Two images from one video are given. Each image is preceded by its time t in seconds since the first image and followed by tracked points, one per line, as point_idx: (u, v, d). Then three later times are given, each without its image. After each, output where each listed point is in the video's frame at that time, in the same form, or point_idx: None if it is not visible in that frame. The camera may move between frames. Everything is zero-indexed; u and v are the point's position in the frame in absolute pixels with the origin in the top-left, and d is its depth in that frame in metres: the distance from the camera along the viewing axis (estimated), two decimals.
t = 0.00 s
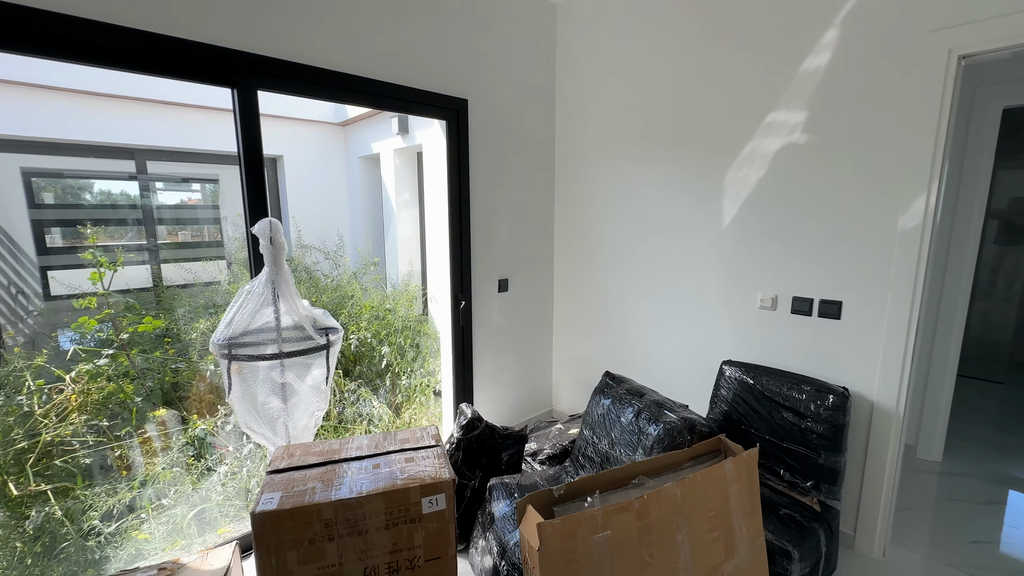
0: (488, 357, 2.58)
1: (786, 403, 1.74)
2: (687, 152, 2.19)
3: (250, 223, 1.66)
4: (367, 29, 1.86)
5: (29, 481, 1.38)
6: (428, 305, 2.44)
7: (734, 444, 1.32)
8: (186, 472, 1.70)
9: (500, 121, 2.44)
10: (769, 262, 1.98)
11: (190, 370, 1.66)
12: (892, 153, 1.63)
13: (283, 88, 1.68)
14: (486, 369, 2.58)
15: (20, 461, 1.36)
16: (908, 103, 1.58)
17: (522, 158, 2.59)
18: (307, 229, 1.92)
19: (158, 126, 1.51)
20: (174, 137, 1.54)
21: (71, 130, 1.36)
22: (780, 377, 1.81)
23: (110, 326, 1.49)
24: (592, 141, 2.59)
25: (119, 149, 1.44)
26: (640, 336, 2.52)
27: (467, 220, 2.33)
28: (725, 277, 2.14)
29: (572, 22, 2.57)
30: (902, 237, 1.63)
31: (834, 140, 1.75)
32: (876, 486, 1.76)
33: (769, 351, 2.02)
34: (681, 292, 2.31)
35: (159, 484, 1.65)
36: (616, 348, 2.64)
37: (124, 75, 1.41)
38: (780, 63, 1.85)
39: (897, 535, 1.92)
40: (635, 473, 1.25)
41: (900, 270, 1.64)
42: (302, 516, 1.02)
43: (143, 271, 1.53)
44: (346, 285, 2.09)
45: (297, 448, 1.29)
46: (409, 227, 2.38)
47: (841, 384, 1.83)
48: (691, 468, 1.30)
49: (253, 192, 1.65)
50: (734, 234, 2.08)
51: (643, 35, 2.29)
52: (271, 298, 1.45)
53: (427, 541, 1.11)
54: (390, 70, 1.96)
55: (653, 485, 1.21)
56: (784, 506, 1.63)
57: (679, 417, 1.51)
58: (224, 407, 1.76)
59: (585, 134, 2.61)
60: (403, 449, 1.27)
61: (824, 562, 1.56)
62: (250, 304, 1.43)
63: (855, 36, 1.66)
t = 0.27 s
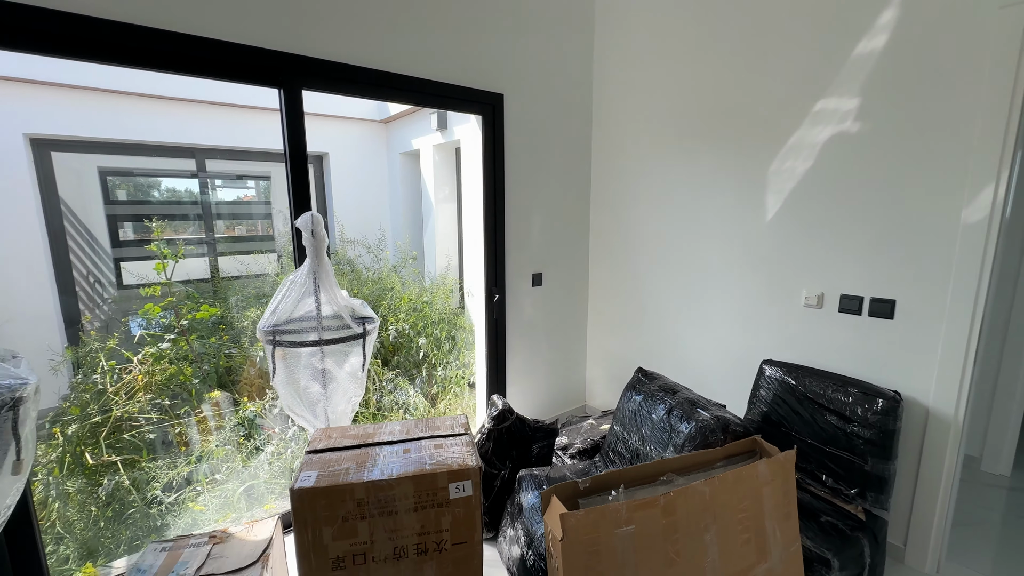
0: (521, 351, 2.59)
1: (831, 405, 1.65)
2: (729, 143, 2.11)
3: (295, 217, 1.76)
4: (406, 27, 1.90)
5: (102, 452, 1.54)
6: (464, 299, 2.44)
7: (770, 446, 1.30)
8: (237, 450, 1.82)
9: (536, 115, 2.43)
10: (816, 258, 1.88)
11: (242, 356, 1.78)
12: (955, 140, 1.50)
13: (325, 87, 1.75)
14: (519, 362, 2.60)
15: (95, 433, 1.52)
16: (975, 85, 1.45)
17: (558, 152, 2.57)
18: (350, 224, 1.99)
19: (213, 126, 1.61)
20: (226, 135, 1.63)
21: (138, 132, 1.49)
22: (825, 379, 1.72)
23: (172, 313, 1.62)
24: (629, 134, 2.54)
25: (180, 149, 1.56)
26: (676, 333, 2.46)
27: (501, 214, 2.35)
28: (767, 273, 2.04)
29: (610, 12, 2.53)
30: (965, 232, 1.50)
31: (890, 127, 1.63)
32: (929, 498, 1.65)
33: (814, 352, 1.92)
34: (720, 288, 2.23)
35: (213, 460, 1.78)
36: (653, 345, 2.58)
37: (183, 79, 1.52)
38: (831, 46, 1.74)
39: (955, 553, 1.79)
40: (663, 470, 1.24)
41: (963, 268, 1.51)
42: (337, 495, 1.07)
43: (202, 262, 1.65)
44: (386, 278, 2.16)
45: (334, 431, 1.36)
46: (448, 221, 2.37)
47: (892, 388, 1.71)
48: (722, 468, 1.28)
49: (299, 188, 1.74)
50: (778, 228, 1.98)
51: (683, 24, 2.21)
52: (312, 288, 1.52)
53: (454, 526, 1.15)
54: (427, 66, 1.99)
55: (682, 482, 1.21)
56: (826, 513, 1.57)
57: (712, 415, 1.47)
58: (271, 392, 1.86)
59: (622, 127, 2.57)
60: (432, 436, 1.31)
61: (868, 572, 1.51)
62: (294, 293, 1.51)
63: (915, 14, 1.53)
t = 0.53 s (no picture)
0: (550, 348, 2.60)
1: (874, 411, 1.58)
2: (769, 138, 2.04)
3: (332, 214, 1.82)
4: (440, 27, 1.93)
5: (155, 435, 1.65)
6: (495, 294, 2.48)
7: (806, 451, 1.26)
8: (276, 437, 1.91)
9: (568, 112, 2.42)
10: (861, 257, 1.79)
11: (282, 348, 1.86)
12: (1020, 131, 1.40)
13: (362, 88, 1.80)
14: (548, 359, 2.60)
15: (149, 417, 1.63)
16: None
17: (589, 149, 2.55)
18: (384, 222, 2.05)
19: (256, 127, 1.69)
20: (269, 136, 1.71)
21: (189, 134, 1.58)
22: (869, 384, 1.64)
23: (219, 306, 1.71)
24: (663, 130, 2.49)
25: (226, 149, 1.65)
26: (710, 333, 2.39)
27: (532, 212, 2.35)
28: (808, 272, 1.96)
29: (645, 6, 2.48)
30: None
31: (945, 118, 1.53)
32: (982, 513, 1.55)
33: (857, 355, 1.83)
34: (758, 288, 2.16)
35: (255, 446, 1.87)
36: (684, 345, 2.54)
37: (229, 83, 1.60)
38: (880, 34, 1.65)
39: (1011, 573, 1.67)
40: (693, 471, 1.22)
41: None
42: (368, 482, 1.11)
43: (246, 258, 1.73)
44: (419, 274, 2.21)
45: (367, 421, 1.41)
46: (480, 217, 2.43)
47: (943, 395, 1.61)
48: (755, 471, 1.25)
49: (336, 186, 1.80)
50: (821, 226, 1.90)
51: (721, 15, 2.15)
52: (347, 283, 1.58)
53: (481, 517, 1.17)
54: (459, 66, 2.02)
55: (713, 484, 1.19)
56: (867, 523, 1.53)
57: (745, 418, 1.43)
58: (309, 382, 1.94)
59: (655, 122, 2.52)
60: (460, 429, 1.33)
61: None
62: (330, 288, 1.56)
63: None
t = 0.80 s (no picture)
0: (572, 349, 2.59)
1: (911, 419, 1.52)
2: (801, 136, 1.98)
3: (359, 214, 1.86)
4: (467, 30, 1.96)
5: (191, 426, 1.73)
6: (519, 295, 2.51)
7: (837, 457, 1.23)
8: (305, 432, 1.97)
9: (593, 112, 2.41)
10: (899, 259, 1.72)
11: (310, 344, 1.92)
12: None
13: (389, 91, 1.84)
14: (570, 360, 2.60)
15: (186, 409, 1.71)
16: None
17: (614, 149, 2.53)
18: (410, 222, 2.09)
19: (288, 130, 1.75)
20: (300, 139, 1.77)
21: (226, 138, 1.65)
22: (905, 390, 1.58)
23: (251, 303, 1.78)
24: (690, 129, 2.46)
25: (260, 152, 1.71)
26: (738, 336, 2.34)
27: (556, 212, 2.35)
28: (841, 274, 1.90)
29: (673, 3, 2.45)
30: None
31: (991, 114, 1.46)
32: None
33: (894, 361, 1.76)
34: (788, 289, 2.10)
35: (284, 440, 1.94)
36: (709, 347, 2.50)
37: (264, 88, 1.66)
38: (921, 26, 1.59)
39: None
40: (719, 475, 1.20)
41: None
42: (393, 477, 1.14)
43: (276, 257, 1.79)
44: (443, 274, 2.24)
45: (393, 417, 1.44)
46: (503, 216, 2.49)
47: (987, 404, 1.54)
48: (784, 478, 1.22)
49: (363, 187, 1.84)
50: (856, 226, 1.84)
51: (751, 11, 2.11)
52: (374, 282, 1.61)
53: (503, 515, 1.18)
54: (484, 68, 2.04)
55: (739, 490, 1.17)
56: (902, 535, 1.49)
57: (773, 422, 1.40)
58: (336, 378, 1.99)
59: (682, 121, 2.48)
60: (484, 428, 1.35)
61: None
62: (358, 287, 1.60)
63: None
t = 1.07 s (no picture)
0: (587, 352, 2.58)
1: (938, 428, 1.47)
2: (823, 137, 1.95)
3: (377, 217, 1.89)
4: (484, 34, 1.97)
5: (213, 424, 1.77)
6: (533, 298, 2.51)
7: (861, 466, 1.20)
8: (322, 431, 2.00)
9: (609, 114, 2.40)
10: (926, 263, 1.67)
11: (328, 345, 1.95)
12: None
13: (407, 95, 1.87)
14: (585, 363, 2.59)
15: (207, 407, 1.75)
16: None
17: (630, 150, 2.51)
18: (426, 225, 2.11)
19: (308, 134, 1.78)
20: (320, 143, 1.80)
21: (248, 142, 1.69)
22: (932, 398, 1.53)
23: (271, 304, 1.81)
24: (708, 130, 2.43)
25: (281, 155, 1.75)
26: (756, 340, 2.31)
27: (571, 215, 2.35)
28: (865, 278, 1.85)
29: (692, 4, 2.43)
30: None
31: None
32: None
33: (920, 368, 1.71)
34: (809, 293, 2.06)
35: (302, 439, 1.97)
36: (727, 352, 2.46)
37: (285, 93, 1.70)
38: (949, 24, 1.54)
39: None
40: (736, 482, 1.19)
41: None
42: (409, 478, 1.15)
43: (295, 258, 1.83)
44: (458, 276, 2.26)
45: (409, 418, 1.46)
46: (518, 219, 2.46)
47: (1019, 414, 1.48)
48: (804, 486, 1.20)
49: (381, 190, 1.86)
50: (880, 229, 1.79)
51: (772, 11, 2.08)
52: (391, 284, 1.63)
53: (518, 518, 1.18)
54: (500, 71, 2.05)
55: (758, 497, 1.15)
56: (928, 547, 1.45)
57: (794, 429, 1.37)
58: (352, 379, 2.02)
59: (700, 123, 2.46)
60: (499, 430, 1.35)
61: None
62: (375, 289, 1.62)
63: None
